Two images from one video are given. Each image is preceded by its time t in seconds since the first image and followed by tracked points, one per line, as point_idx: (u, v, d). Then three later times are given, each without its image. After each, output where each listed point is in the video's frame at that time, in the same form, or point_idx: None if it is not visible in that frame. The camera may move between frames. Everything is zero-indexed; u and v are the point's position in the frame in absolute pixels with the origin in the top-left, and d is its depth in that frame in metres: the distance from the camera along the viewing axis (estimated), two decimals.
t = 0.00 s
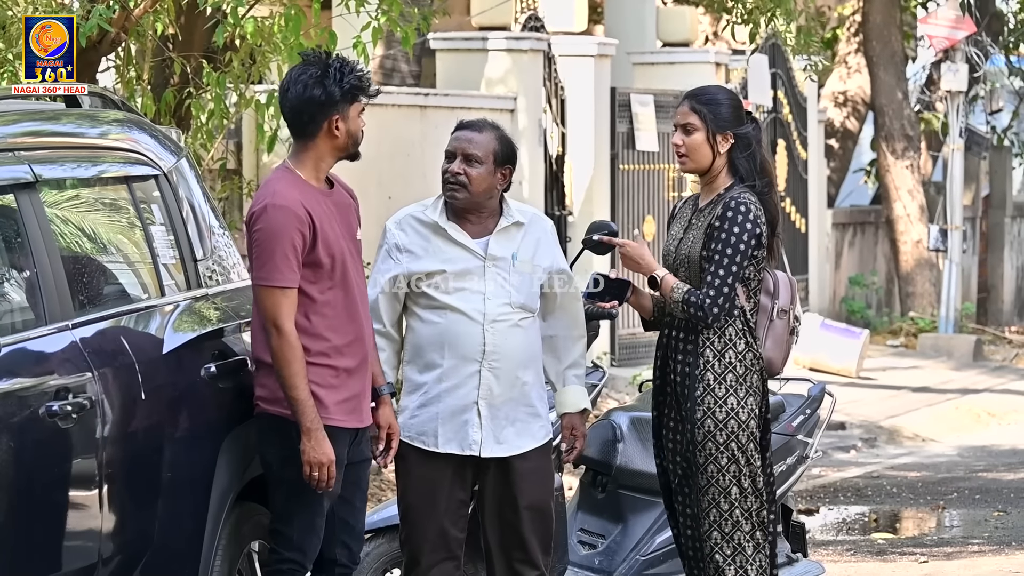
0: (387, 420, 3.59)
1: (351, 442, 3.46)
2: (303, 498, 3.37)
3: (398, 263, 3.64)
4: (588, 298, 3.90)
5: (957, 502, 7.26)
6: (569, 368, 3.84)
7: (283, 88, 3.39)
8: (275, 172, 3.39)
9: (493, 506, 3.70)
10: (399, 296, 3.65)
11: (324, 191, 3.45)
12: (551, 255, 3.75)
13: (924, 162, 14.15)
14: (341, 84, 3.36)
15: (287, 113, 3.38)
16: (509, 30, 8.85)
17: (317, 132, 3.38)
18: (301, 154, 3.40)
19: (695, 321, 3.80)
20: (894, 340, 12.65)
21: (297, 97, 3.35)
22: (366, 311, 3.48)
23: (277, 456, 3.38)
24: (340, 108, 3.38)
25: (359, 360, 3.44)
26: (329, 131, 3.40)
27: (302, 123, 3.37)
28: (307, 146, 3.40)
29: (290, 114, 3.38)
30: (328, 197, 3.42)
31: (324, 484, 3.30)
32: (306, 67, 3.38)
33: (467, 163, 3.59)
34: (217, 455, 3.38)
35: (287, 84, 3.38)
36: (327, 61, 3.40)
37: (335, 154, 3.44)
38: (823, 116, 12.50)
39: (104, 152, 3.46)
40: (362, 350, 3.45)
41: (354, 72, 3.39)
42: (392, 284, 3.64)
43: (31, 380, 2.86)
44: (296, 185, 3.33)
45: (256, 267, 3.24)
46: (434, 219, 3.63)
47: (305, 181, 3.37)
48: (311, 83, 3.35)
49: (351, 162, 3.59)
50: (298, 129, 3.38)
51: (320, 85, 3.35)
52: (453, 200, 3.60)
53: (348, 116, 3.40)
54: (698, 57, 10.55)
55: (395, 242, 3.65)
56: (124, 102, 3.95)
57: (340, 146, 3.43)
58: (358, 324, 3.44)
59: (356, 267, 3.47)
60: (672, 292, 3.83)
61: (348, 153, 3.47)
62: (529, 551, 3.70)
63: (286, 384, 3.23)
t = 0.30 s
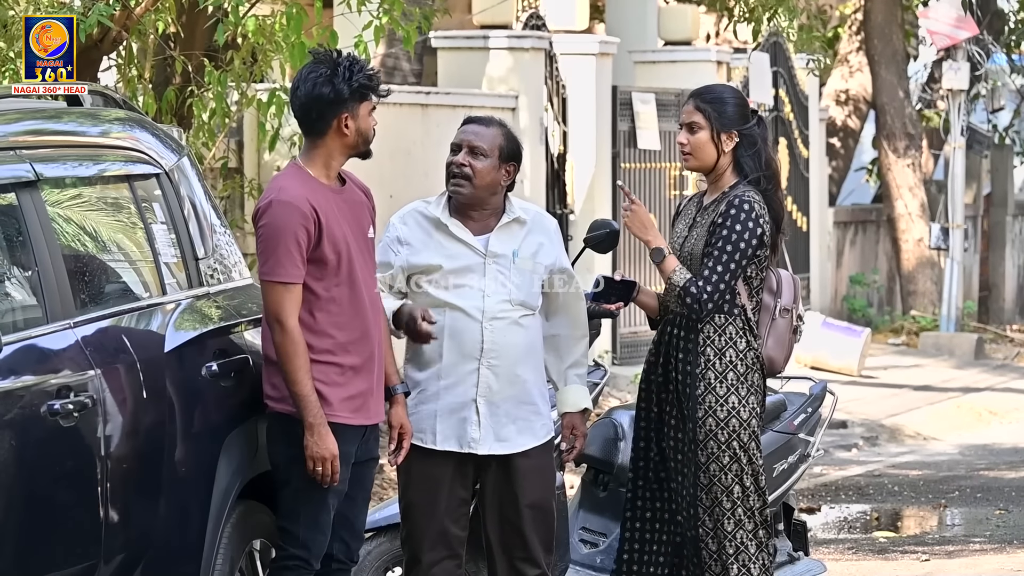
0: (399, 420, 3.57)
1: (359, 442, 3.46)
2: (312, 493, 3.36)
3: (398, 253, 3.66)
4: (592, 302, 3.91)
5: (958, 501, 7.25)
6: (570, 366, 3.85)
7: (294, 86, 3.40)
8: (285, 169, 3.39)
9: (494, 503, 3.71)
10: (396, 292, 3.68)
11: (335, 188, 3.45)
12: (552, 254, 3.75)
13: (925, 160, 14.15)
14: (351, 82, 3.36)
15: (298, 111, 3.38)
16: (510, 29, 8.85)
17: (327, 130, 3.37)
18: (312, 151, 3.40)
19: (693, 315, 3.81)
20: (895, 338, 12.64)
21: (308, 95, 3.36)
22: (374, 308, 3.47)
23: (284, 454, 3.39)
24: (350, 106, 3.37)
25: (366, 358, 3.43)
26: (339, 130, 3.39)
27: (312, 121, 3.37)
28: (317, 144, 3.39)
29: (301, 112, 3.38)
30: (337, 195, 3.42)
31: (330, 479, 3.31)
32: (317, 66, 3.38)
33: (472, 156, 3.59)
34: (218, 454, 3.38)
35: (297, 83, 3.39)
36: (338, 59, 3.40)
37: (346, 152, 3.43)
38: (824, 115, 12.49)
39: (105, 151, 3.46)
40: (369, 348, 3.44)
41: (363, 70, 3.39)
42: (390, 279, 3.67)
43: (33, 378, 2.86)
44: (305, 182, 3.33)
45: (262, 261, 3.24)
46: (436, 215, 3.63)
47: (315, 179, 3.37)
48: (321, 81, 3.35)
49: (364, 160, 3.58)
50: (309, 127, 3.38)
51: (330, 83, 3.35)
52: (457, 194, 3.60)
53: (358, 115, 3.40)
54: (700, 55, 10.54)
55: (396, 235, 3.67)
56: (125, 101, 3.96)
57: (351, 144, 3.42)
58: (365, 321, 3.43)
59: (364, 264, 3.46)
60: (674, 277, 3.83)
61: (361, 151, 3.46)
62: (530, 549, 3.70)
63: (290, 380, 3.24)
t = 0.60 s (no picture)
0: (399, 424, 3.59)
1: (361, 442, 3.46)
2: (312, 493, 3.36)
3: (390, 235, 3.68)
4: (595, 307, 3.89)
5: (959, 500, 7.25)
6: (572, 365, 3.86)
7: (301, 85, 3.41)
8: (292, 168, 3.39)
9: (496, 503, 3.71)
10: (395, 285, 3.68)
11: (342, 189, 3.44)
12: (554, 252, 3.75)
13: (925, 160, 14.15)
14: (357, 82, 3.36)
15: (306, 110, 3.39)
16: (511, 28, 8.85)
17: (334, 130, 3.37)
18: (320, 150, 3.40)
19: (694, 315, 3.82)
20: (895, 338, 12.65)
21: (314, 94, 3.36)
22: (376, 310, 3.46)
23: (285, 454, 3.39)
24: (357, 106, 3.37)
25: (367, 360, 3.42)
26: (346, 129, 3.39)
27: (320, 120, 3.37)
28: (325, 144, 3.39)
29: (308, 112, 3.38)
30: (343, 196, 3.41)
31: (327, 478, 3.30)
32: (323, 65, 3.39)
33: (473, 153, 3.59)
34: (219, 454, 3.38)
35: (305, 82, 3.40)
36: (344, 59, 3.41)
37: (353, 152, 3.43)
38: (824, 114, 12.48)
39: (105, 151, 3.46)
40: (370, 350, 3.43)
41: (370, 70, 3.39)
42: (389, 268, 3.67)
43: (33, 378, 2.86)
44: (310, 182, 3.33)
45: (264, 260, 3.25)
46: (439, 212, 3.65)
47: (321, 179, 3.37)
48: (328, 80, 3.36)
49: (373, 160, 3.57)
50: (317, 126, 3.38)
51: (337, 83, 3.35)
52: (459, 190, 3.60)
53: (365, 114, 3.39)
54: (700, 55, 10.54)
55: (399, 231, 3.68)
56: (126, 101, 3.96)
57: (359, 144, 3.42)
58: (366, 323, 3.42)
59: (367, 265, 3.46)
60: (675, 279, 3.84)
61: (370, 150, 3.46)
62: (532, 549, 3.70)
63: (288, 380, 3.24)
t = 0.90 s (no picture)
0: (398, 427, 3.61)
1: (358, 441, 3.45)
2: (307, 492, 3.36)
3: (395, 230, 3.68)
4: (595, 309, 3.90)
5: (958, 501, 7.25)
6: (573, 364, 3.86)
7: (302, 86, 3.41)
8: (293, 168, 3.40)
9: (499, 503, 3.72)
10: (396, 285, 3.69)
11: (343, 192, 3.45)
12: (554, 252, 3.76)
13: (925, 160, 14.15)
14: (356, 80, 3.36)
15: (306, 110, 3.39)
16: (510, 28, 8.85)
17: (334, 130, 3.37)
18: (321, 151, 3.40)
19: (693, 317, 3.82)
20: (895, 338, 12.66)
21: (314, 94, 3.37)
22: (374, 314, 3.46)
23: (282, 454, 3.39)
24: (356, 106, 3.37)
25: (363, 362, 3.42)
26: (346, 129, 3.39)
27: (319, 120, 3.37)
28: (325, 144, 3.40)
29: (309, 112, 3.39)
30: (343, 198, 3.41)
31: (320, 479, 3.30)
32: (322, 65, 3.39)
33: (471, 155, 3.59)
34: (219, 453, 3.38)
35: (305, 83, 3.40)
36: (342, 59, 3.41)
37: (354, 152, 3.43)
38: (824, 114, 12.47)
39: (105, 151, 3.46)
40: (367, 353, 3.43)
41: (369, 69, 3.39)
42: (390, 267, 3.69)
43: (34, 378, 2.86)
44: (309, 184, 3.33)
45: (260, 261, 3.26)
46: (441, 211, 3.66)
47: (321, 181, 3.38)
48: (326, 80, 3.36)
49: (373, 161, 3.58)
50: (317, 126, 3.38)
51: (335, 82, 3.36)
52: (457, 193, 3.61)
53: (365, 114, 3.39)
54: (700, 55, 10.55)
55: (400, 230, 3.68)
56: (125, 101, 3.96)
57: (360, 145, 3.42)
58: (363, 326, 3.42)
59: (365, 267, 3.46)
60: (675, 281, 3.84)
61: (371, 150, 3.45)
62: (534, 549, 3.70)
63: (281, 380, 3.24)
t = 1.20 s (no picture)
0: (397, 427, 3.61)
1: (354, 441, 3.46)
2: (307, 493, 3.36)
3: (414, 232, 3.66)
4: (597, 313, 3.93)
5: (961, 501, 7.25)
6: (576, 363, 3.87)
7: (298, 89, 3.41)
8: (288, 171, 3.40)
9: (502, 504, 3.72)
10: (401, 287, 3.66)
11: (338, 194, 3.45)
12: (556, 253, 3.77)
13: (928, 160, 14.15)
14: (353, 83, 3.35)
15: (303, 113, 3.39)
16: (513, 29, 8.86)
17: (331, 133, 3.38)
18: (317, 154, 3.41)
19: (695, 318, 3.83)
20: (898, 339, 12.66)
21: (311, 96, 3.36)
22: (368, 315, 3.47)
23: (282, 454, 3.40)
24: (353, 108, 3.37)
25: (358, 364, 3.43)
26: (343, 133, 3.39)
27: (317, 123, 3.37)
28: (322, 146, 3.40)
29: (305, 115, 3.39)
30: (338, 201, 3.42)
31: (320, 479, 3.31)
32: (319, 68, 3.39)
33: (470, 161, 3.59)
34: (223, 454, 3.37)
35: (301, 86, 3.40)
36: (340, 61, 3.40)
37: (350, 154, 3.43)
38: (828, 115, 12.47)
39: (108, 151, 3.47)
40: (362, 355, 3.43)
41: (366, 71, 3.38)
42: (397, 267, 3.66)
43: (37, 378, 2.87)
44: (304, 187, 3.34)
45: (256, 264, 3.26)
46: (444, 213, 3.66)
47: (316, 184, 3.38)
48: (324, 82, 3.36)
49: (369, 163, 3.58)
50: (314, 129, 3.38)
51: (332, 85, 3.35)
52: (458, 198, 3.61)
53: (362, 117, 3.39)
54: (703, 56, 10.55)
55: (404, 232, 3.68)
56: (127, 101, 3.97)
57: (355, 148, 3.42)
58: (358, 328, 3.42)
59: (360, 270, 3.46)
60: (676, 281, 3.84)
61: (367, 153, 3.46)
62: (536, 550, 3.70)
63: (279, 382, 3.25)
